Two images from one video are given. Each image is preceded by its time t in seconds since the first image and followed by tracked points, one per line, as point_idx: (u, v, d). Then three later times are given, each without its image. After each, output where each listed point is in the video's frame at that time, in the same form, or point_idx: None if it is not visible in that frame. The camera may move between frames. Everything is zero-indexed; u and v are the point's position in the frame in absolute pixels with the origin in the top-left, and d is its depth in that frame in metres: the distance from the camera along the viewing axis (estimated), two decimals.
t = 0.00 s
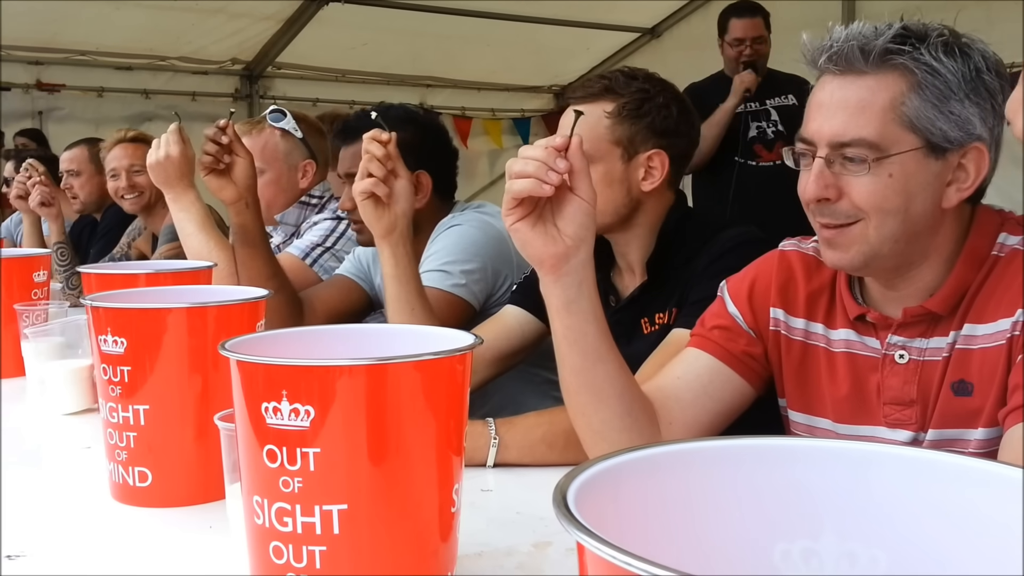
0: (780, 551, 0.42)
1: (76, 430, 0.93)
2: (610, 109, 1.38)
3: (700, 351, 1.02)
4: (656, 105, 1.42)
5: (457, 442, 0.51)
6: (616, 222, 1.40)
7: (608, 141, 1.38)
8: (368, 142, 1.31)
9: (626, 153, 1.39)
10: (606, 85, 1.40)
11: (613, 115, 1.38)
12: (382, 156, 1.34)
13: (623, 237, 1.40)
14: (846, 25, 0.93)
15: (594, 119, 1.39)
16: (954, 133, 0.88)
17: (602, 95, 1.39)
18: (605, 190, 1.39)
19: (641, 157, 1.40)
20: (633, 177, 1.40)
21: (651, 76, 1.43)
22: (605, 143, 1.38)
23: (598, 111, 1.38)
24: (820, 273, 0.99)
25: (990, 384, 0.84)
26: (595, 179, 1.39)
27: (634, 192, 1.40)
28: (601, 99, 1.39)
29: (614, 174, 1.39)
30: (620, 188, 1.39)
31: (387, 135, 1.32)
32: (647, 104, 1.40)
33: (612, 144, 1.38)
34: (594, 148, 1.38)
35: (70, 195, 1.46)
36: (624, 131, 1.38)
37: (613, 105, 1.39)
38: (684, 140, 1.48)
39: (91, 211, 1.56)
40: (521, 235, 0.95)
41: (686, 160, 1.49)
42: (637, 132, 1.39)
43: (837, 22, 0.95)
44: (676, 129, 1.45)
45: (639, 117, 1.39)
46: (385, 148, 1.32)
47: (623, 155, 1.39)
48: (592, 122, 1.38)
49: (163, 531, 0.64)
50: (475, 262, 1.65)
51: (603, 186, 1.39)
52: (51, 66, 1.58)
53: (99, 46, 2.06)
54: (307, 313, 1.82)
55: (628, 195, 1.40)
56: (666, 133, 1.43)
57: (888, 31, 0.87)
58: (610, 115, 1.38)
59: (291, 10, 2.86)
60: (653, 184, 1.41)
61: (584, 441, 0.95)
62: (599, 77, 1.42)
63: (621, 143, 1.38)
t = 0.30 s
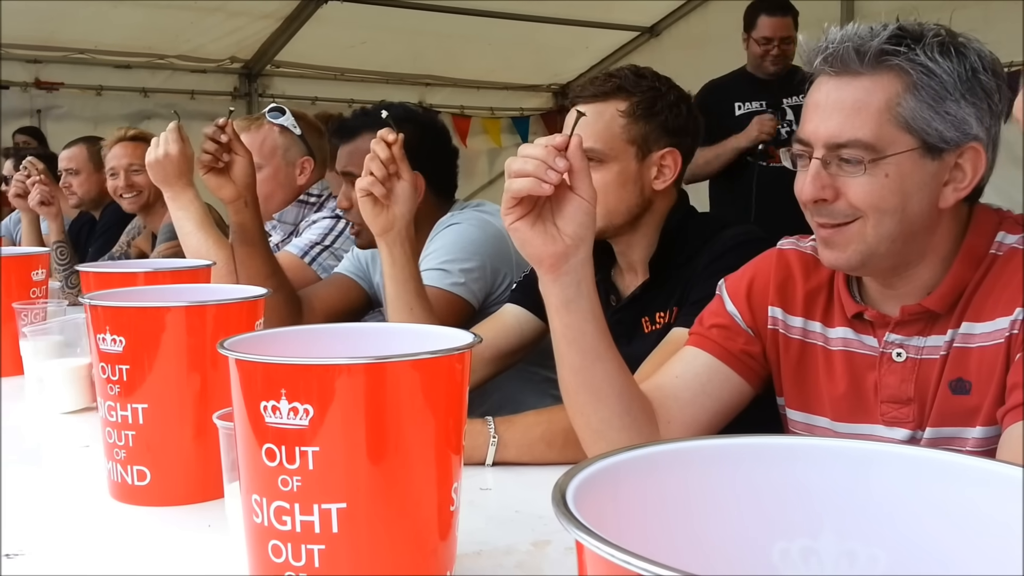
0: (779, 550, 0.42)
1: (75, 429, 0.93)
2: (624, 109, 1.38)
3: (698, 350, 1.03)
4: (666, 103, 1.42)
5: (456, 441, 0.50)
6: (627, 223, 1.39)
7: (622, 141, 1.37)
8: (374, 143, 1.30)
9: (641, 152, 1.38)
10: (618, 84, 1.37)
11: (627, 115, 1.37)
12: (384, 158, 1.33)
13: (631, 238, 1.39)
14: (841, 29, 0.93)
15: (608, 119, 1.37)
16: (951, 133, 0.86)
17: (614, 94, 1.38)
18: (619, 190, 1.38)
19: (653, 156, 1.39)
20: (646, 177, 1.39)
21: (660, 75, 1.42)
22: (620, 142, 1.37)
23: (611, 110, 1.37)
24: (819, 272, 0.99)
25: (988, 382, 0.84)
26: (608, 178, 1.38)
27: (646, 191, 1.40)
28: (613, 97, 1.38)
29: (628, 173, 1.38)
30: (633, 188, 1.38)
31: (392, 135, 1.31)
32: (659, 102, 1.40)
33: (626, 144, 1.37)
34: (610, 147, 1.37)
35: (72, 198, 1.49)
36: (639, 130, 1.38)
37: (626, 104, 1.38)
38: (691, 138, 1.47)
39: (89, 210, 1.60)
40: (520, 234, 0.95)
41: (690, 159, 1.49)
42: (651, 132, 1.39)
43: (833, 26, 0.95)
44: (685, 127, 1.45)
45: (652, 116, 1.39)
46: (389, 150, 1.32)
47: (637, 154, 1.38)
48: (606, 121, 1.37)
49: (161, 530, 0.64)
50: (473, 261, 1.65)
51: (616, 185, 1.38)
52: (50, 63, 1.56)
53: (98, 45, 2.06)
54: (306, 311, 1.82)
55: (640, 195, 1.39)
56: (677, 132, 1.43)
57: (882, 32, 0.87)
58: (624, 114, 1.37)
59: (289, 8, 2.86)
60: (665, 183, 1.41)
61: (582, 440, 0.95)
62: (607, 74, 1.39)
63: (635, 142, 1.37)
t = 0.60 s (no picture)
0: (778, 550, 0.43)
1: (73, 429, 0.93)
2: (622, 108, 1.37)
3: (698, 350, 1.03)
4: (664, 103, 1.42)
5: (454, 440, 0.51)
6: (626, 223, 1.39)
7: (620, 140, 1.37)
8: (374, 143, 1.31)
9: (638, 152, 1.38)
10: (616, 83, 1.37)
11: (624, 114, 1.37)
12: (386, 160, 1.34)
13: (629, 238, 1.40)
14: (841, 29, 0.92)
15: (605, 119, 1.37)
16: (948, 136, 0.85)
17: (612, 94, 1.37)
18: (617, 190, 1.38)
19: (651, 156, 1.39)
20: (644, 177, 1.39)
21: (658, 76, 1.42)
22: (617, 141, 1.37)
23: (609, 109, 1.37)
24: (818, 272, 0.99)
25: (987, 382, 0.84)
26: (607, 178, 1.38)
27: (644, 191, 1.40)
28: (611, 97, 1.37)
29: (626, 172, 1.38)
30: (631, 188, 1.38)
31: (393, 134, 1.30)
32: (657, 102, 1.40)
33: (624, 143, 1.37)
34: (607, 147, 1.36)
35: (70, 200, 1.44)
36: (636, 130, 1.37)
37: (624, 104, 1.37)
38: (690, 138, 1.47)
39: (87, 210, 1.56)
40: (520, 235, 0.95)
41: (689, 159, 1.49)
42: (648, 131, 1.39)
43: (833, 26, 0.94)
44: (683, 126, 1.45)
45: (649, 116, 1.39)
46: (389, 150, 1.33)
47: (634, 154, 1.38)
48: (604, 121, 1.36)
49: (160, 530, 0.64)
50: (472, 260, 1.65)
51: (614, 185, 1.37)
52: (48, 63, 1.55)
53: (97, 45, 2.06)
54: (304, 311, 1.82)
55: (639, 194, 1.39)
56: (674, 132, 1.43)
57: (879, 34, 0.86)
58: (622, 113, 1.37)
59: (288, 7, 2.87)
60: (661, 182, 1.41)
61: (581, 440, 0.95)
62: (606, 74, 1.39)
63: (633, 141, 1.37)
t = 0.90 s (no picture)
0: (776, 549, 0.42)
1: (71, 429, 0.93)
2: (620, 107, 1.37)
3: (696, 349, 1.03)
4: (663, 102, 1.42)
5: (453, 440, 0.50)
6: (624, 221, 1.39)
7: (618, 139, 1.37)
8: (379, 140, 1.30)
9: (636, 150, 1.38)
10: (614, 82, 1.37)
11: (623, 113, 1.37)
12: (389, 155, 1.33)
13: (627, 237, 1.40)
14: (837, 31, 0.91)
15: (603, 117, 1.37)
16: (929, 145, 0.84)
17: (610, 92, 1.37)
18: (616, 189, 1.38)
19: (649, 154, 1.39)
20: (643, 175, 1.39)
21: (656, 75, 1.43)
22: (616, 140, 1.37)
23: (607, 108, 1.37)
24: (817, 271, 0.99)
25: (986, 382, 0.84)
26: (605, 176, 1.38)
27: (643, 190, 1.40)
28: (609, 96, 1.37)
29: (625, 171, 1.38)
30: (629, 186, 1.38)
31: (396, 131, 1.30)
32: (655, 101, 1.40)
33: (621, 142, 1.37)
34: (606, 145, 1.37)
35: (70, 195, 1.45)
36: (634, 128, 1.37)
37: (621, 103, 1.37)
38: (688, 137, 1.47)
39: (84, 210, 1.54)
40: (518, 235, 0.95)
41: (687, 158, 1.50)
42: (646, 130, 1.39)
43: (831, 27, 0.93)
44: (681, 125, 1.45)
45: (647, 115, 1.39)
46: (394, 146, 1.31)
47: (632, 153, 1.38)
48: (602, 120, 1.37)
49: (159, 530, 0.64)
50: (470, 259, 1.65)
51: (613, 183, 1.38)
52: (46, 63, 1.55)
53: (95, 43, 2.05)
54: (302, 310, 1.81)
55: (638, 193, 1.39)
56: (672, 131, 1.43)
57: (865, 39, 0.85)
58: (620, 112, 1.37)
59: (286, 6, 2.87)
60: (660, 181, 1.41)
61: (580, 439, 0.95)
62: (604, 73, 1.39)
63: (631, 140, 1.38)
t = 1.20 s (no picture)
0: (775, 550, 0.42)
1: (70, 430, 0.93)
2: (616, 109, 1.37)
3: (694, 350, 1.03)
4: (659, 103, 1.42)
5: (451, 441, 0.50)
6: (621, 224, 1.39)
7: (614, 141, 1.37)
8: (379, 140, 1.30)
9: (633, 151, 1.39)
10: (610, 84, 1.37)
11: (619, 114, 1.37)
12: (389, 155, 1.33)
13: (624, 239, 1.40)
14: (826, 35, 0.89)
15: (599, 120, 1.37)
16: (883, 165, 0.84)
17: (605, 94, 1.37)
18: (613, 191, 1.38)
19: (646, 155, 1.40)
20: (639, 176, 1.39)
21: (652, 76, 1.43)
22: (612, 142, 1.37)
23: (603, 110, 1.37)
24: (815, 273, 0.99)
25: (984, 384, 0.84)
26: (601, 178, 1.38)
27: (640, 191, 1.40)
28: (605, 97, 1.37)
29: (622, 172, 1.38)
30: (626, 187, 1.38)
31: (396, 132, 1.30)
32: (651, 102, 1.40)
33: (618, 143, 1.37)
34: (601, 148, 1.37)
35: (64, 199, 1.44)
36: (631, 130, 1.38)
37: (618, 104, 1.37)
38: (684, 138, 1.48)
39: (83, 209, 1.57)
40: (518, 236, 0.95)
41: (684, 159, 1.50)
42: (643, 131, 1.39)
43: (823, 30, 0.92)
44: (677, 126, 1.46)
45: (644, 116, 1.39)
46: (393, 147, 1.31)
47: (629, 154, 1.38)
48: (597, 123, 1.37)
49: (157, 531, 0.64)
50: (468, 259, 1.65)
51: (611, 185, 1.38)
52: (43, 63, 1.55)
53: (93, 44, 2.05)
54: (301, 311, 1.81)
55: (634, 194, 1.39)
56: (668, 132, 1.43)
57: (826, 56, 0.85)
58: (616, 114, 1.37)
59: (285, 7, 2.87)
60: (658, 181, 1.41)
61: (578, 440, 0.95)
62: (599, 75, 1.39)
63: (628, 141, 1.38)
